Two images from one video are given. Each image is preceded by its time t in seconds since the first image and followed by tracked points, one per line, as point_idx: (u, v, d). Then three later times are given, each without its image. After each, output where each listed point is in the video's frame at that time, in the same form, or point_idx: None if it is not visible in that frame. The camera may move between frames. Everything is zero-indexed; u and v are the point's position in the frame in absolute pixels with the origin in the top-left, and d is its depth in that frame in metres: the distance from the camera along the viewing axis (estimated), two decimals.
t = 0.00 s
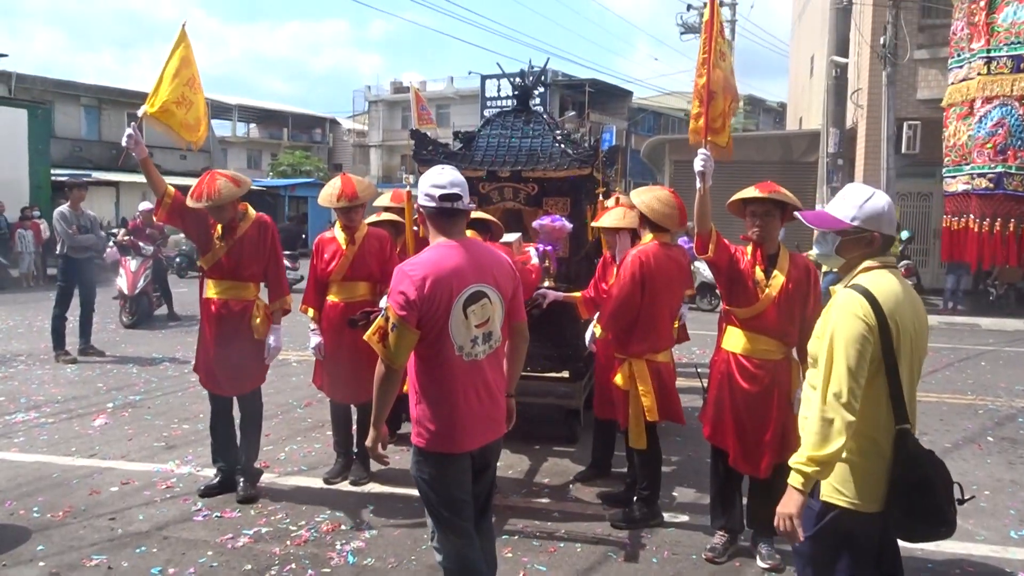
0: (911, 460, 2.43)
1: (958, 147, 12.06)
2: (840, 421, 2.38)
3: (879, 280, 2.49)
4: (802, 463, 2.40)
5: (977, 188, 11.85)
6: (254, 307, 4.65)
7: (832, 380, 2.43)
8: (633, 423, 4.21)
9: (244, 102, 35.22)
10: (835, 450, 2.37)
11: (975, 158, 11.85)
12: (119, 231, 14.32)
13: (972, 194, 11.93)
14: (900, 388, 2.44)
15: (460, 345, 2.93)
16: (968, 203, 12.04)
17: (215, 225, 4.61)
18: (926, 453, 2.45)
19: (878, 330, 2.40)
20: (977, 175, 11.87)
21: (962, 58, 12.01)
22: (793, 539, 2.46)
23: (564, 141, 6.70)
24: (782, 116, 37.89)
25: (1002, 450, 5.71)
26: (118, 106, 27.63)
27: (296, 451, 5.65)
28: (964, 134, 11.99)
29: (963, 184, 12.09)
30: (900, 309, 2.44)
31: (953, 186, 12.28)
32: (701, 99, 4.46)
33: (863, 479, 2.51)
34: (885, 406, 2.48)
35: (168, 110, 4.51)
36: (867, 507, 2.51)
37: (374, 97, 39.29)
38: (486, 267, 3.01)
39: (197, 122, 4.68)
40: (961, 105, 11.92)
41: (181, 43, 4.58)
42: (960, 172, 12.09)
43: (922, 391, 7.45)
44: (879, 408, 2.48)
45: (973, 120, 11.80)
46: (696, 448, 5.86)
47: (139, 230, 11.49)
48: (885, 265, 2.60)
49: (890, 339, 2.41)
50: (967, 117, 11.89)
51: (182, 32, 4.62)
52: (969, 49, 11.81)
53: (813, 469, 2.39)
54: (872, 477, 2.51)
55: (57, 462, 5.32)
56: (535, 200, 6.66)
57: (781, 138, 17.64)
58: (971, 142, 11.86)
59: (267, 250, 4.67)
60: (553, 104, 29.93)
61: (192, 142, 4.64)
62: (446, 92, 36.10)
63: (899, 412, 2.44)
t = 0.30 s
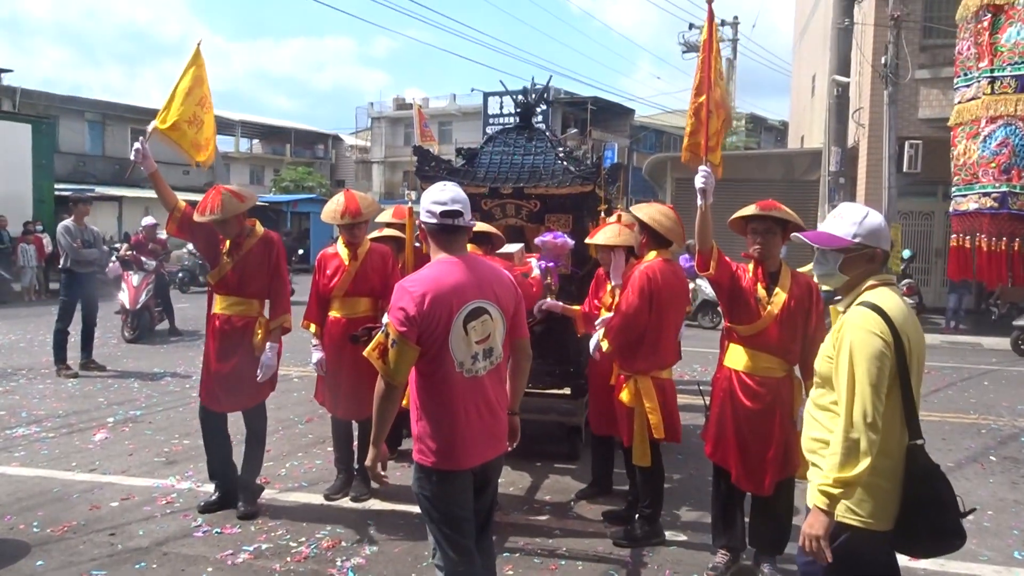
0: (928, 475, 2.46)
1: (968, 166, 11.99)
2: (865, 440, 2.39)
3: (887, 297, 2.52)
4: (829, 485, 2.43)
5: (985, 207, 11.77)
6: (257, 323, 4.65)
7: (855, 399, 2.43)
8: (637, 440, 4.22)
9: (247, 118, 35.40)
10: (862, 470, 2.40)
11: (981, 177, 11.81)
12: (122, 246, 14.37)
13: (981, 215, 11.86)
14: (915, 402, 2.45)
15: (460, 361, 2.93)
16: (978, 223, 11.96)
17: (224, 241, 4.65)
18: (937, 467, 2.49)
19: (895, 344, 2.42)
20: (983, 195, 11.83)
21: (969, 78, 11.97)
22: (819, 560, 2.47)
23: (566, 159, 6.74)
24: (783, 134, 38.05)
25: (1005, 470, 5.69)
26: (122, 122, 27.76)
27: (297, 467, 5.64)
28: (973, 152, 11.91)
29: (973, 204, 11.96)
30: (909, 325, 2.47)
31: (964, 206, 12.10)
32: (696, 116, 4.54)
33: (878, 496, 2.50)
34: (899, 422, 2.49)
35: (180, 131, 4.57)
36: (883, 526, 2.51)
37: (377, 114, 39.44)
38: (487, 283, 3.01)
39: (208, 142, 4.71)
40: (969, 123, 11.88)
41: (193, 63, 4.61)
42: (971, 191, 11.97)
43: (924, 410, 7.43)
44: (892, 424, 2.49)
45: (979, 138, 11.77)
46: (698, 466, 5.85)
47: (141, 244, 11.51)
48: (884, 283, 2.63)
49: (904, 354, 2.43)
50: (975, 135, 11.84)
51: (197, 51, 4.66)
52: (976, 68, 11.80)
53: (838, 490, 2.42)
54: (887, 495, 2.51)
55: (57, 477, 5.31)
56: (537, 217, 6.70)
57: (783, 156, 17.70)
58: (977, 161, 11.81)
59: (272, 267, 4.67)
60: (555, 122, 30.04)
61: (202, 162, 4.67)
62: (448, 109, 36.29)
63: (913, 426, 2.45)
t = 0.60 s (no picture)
0: (933, 487, 2.46)
1: (975, 177, 12.03)
2: (873, 452, 2.37)
3: (891, 308, 2.52)
4: (836, 496, 2.42)
5: (990, 220, 11.85)
6: (263, 335, 4.66)
7: (861, 410, 2.42)
8: (643, 451, 4.21)
9: (251, 130, 35.78)
10: (870, 482, 2.38)
11: (986, 190, 11.89)
12: (126, 257, 14.42)
13: (988, 227, 11.89)
14: (921, 413, 2.45)
15: (462, 372, 2.93)
16: (986, 235, 11.97)
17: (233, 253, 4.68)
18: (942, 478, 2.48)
19: (900, 355, 2.41)
20: (987, 208, 11.94)
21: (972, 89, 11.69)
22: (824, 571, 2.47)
23: (570, 170, 6.76)
24: (786, 147, 38.14)
25: (1010, 483, 5.66)
26: (127, 134, 27.88)
27: (300, 478, 5.63)
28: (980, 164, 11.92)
29: (980, 216, 12.01)
30: (913, 336, 2.48)
31: (970, 217, 12.17)
32: (697, 128, 4.53)
33: (885, 507, 2.49)
34: (906, 433, 2.49)
35: (188, 144, 4.57)
36: (891, 538, 2.50)
37: (381, 126, 39.58)
38: (490, 294, 3.02)
39: (214, 155, 4.73)
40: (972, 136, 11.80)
41: (203, 77, 4.63)
42: (978, 204, 12.03)
43: (928, 423, 7.41)
44: (898, 433, 2.49)
45: (983, 150, 11.72)
46: (702, 477, 5.83)
47: (145, 256, 11.54)
48: (888, 293, 2.63)
49: (910, 366, 2.43)
50: (979, 147, 11.80)
51: (206, 65, 4.68)
52: (979, 80, 11.44)
53: (844, 501, 2.40)
54: (893, 506, 2.50)
55: (60, 487, 5.31)
56: (541, 228, 6.71)
57: (786, 169, 17.72)
58: (982, 174, 11.86)
59: (280, 279, 4.69)
60: (558, 134, 30.14)
61: (207, 175, 4.68)
62: (451, 121, 36.42)
63: (919, 437, 2.46)
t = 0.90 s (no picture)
0: (930, 494, 2.45)
1: (972, 184, 12.11)
2: (865, 457, 2.38)
3: (888, 313, 2.52)
4: (828, 500, 2.41)
5: (990, 225, 11.80)
6: (261, 341, 4.67)
7: (855, 415, 2.42)
8: (646, 460, 4.18)
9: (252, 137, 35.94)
10: (862, 488, 2.38)
11: (986, 196, 11.88)
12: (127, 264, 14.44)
13: (987, 232, 11.84)
14: (917, 419, 2.45)
15: (460, 376, 2.92)
16: (983, 240, 11.95)
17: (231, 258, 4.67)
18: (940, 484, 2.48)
19: (895, 360, 2.41)
20: (989, 214, 11.88)
21: (969, 96, 11.71)
22: (819, 575, 2.43)
23: (571, 177, 6.77)
24: (786, 154, 38.22)
25: (1013, 489, 5.65)
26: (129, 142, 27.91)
27: (301, 485, 5.62)
28: (977, 171, 12.01)
29: (979, 222, 12.05)
30: (912, 342, 2.47)
31: (970, 223, 12.21)
32: (699, 135, 4.54)
33: (881, 511, 2.50)
34: (904, 438, 2.48)
35: (195, 149, 4.59)
36: (887, 542, 2.51)
37: (382, 133, 39.65)
38: (488, 299, 2.99)
39: (221, 160, 4.74)
40: (971, 143, 11.79)
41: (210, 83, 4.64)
42: (976, 209, 12.09)
43: (930, 429, 7.39)
44: (894, 438, 2.49)
45: (983, 157, 11.74)
46: (704, 484, 5.82)
47: (147, 263, 11.55)
48: (888, 297, 2.63)
49: (906, 372, 2.42)
50: (978, 154, 11.84)
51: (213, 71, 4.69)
52: (976, 87, 11.47)
53: (836, 505, 2.40)
54: (890, 510, 2.50)
55: (61, 494, 5.30)
56: (542, 234, 6.71)
57: (786, 175, 17.74)
58: (982, 179, 11.86)
59: (279, 286, 4.72)
60: (558, 141, 30.22)
61: (214, 179, 4.70)
62: (452, 128, 36.48)
63: (916, 443, 2.45)
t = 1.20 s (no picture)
0: (922, 482, 2.45)
1: (962, 174, 11.69)
2: (854, 445, 2.39)
3: (881, 301, 2.52)
4: (816, 487, 2.42)
5: (981, 215, 11.33)
6: (250, 330, 4.67)
7: (845, 402, 2.43)
8: (640, 448, 4.19)
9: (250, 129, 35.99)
10: (850, 475, 2.39)
11: (978, 185, 11.43)
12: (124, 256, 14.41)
13: (977, 222, 11.38)
14: (909, 407, 2.45)
15: (454, 363, 2.91)
16: (973, 229, 11.45)
17: (215, 242, 4.62)
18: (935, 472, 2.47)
19: (885, 348, 2.41)
20: (981, 203, 11.41)
21: (960, 87, 11.60)
22: (807, 560, 2.46)
23: (569, 167, 6.77)
24: (785, 145, 38.18)
25: (1010, 478, 5.66)
26: (126, 133, 27.84)
27: (299, 475, 5.62)
28: (966, 162, 11.64)
29: (969, 211, 11.56)
30: (905, 331, 2.47)
31: (958, 215, 11.72)
32: (698, 124, 4.53)
33: (874, 498, 2.51)
34: (896, 427, 2.48)
35: (187, 138, 4.57)
36: (880, 529, 2.52)
37: (380, 124, 39.55)
38: (483, 288, 2.99)
39: (215, 150, 4.72)
40: (962, 133, 11.51)
41: (202, 73, 4.64)
42: (966, 199, 11.61)
43: (928, 418, 7.40)
44: (887, 427, 2.49)
45: (974, 147, 11.41)
46: (701, 473, 5.84)
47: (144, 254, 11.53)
48: (883, 285, 2.62)
49: (898, 362, 2.43)
50: (969, 145, 11.51)
51: (204, 61, 4.68)
52: (966, 78, 11.39)
53: (824, 492, 2.41)
54: (882, 498, 2.51)
55: (59, 484, 5.30)
56: (540, 224, 6.70)
57: (785, 166, 17.72)
58: (974, 169, 11.45)
59: (266, 274, 4.72)
60: (556, 131, 30.19)
61: (207, 169, 4.67)
62: (450, 120, 36.38)
63: (909, 431, 2.45)
